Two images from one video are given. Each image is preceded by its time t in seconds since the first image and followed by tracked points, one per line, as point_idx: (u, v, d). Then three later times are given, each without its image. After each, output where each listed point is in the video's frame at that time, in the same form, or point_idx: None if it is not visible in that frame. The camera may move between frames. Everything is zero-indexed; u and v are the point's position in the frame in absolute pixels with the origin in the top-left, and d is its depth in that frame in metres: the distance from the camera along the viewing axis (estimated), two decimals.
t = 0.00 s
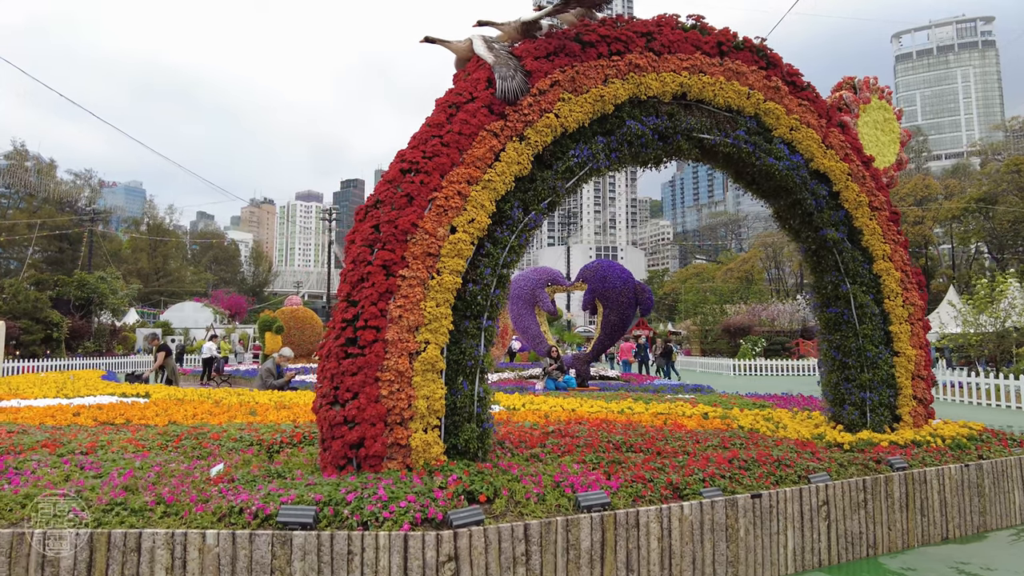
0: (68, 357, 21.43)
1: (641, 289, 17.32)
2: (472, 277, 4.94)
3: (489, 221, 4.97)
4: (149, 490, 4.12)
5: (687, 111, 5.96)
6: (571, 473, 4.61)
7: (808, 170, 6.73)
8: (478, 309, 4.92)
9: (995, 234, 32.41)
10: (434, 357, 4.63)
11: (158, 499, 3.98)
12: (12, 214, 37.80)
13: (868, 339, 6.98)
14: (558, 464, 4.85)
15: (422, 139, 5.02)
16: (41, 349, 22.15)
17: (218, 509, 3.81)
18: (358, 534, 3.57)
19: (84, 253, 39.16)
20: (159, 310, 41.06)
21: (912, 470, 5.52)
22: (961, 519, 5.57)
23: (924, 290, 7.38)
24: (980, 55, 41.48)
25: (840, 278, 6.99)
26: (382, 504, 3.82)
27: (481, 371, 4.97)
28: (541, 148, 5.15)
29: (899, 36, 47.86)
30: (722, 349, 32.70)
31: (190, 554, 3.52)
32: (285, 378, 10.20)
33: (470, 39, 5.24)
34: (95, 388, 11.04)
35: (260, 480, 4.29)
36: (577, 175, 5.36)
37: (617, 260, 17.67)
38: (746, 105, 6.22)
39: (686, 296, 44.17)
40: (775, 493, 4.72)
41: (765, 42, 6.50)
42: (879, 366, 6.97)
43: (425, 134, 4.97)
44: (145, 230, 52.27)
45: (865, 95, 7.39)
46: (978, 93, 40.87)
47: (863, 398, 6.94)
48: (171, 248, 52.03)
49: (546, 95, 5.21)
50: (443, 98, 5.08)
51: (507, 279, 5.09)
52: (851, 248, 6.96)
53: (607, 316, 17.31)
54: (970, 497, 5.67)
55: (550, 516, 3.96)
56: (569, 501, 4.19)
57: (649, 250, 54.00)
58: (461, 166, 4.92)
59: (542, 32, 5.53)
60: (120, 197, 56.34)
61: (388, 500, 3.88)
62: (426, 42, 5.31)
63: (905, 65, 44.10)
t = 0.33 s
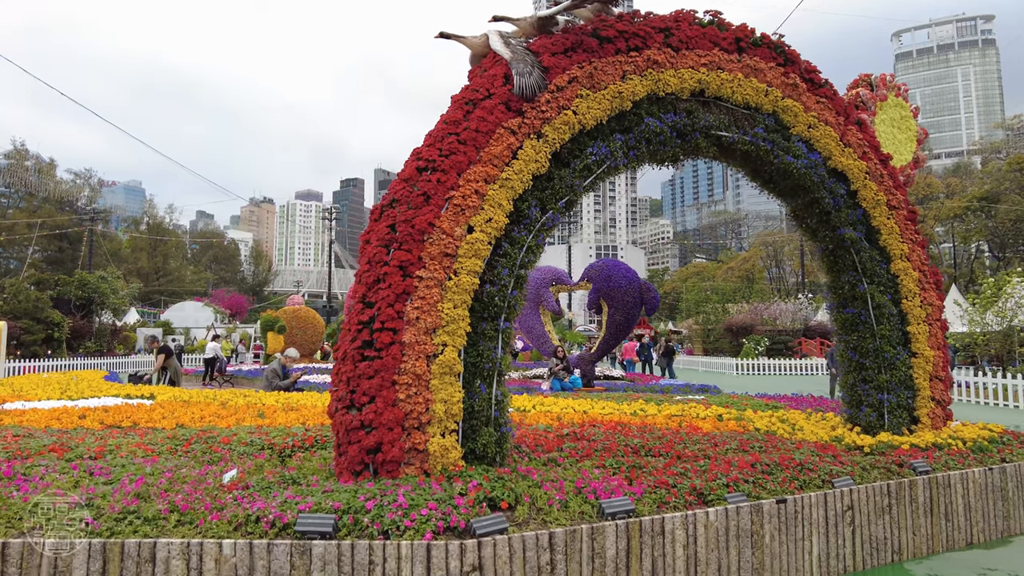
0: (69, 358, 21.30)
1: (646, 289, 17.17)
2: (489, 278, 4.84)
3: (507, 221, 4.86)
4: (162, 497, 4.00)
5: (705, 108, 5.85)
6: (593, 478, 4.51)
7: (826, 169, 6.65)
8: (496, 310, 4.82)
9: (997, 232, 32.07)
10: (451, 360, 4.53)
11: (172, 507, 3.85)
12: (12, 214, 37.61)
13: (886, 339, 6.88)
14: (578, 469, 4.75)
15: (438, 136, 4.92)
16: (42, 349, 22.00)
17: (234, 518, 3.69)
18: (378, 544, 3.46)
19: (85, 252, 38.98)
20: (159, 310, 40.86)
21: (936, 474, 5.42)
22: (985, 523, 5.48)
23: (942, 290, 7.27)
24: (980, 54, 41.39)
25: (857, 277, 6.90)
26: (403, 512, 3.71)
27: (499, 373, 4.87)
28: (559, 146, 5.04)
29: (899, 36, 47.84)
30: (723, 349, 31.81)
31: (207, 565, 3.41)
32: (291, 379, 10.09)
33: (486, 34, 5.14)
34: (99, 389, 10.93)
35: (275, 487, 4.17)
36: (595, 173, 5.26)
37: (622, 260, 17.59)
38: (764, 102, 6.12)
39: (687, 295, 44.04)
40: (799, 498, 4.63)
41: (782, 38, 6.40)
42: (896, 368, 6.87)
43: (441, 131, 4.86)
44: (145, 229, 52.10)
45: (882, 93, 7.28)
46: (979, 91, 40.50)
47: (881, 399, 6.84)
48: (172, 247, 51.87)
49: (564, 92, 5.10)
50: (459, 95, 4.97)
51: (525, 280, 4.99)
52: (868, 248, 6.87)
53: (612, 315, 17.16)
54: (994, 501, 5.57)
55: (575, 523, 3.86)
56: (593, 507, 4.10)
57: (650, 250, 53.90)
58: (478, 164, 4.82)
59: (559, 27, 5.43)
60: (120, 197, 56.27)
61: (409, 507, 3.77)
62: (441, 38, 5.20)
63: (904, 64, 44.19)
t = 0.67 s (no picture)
0: (71, 358, 21.21)
1: (652, 288, 17.04)
2: (508, 279, 4.75)
3: (525, 221, 4.78)
4: (177, 504, 3.90)
5: (723, 106, 5.78)
6: (614, 483, 4.43)
7: (843, 168, 6.57)
8: (514, 311, 4.73)
9: (998, 231, 31.89)
10: (470, 362, 4.45)
11: (187, 514, 3.76)
12: (12, 214, 37.44)
13: (904, 340, 6.80)
14: (598, 473, 4.67)
15: (455, 134, 4.83)
16: (44, 349, 21.89)
17: (252, 525, 3.60)
18: (401, 552, 3.37)
19: (86, 251, 38.82)
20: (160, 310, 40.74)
21: (959, 477, 5.34)
22: (1009, 527, 5.39)
23: (959, 290, 7.19)
24: (980, 53, 41.26)
25: (874, 278, 6.82)
26: (425, 519, 3.63)
27: (517, 375, 4.78)
28: (577, 144, 4.95)
29: (899, 35, 47.68)
30: (726, 348, 31.85)
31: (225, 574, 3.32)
32: (297, 380, 10.03)
33: (503, 31, 5.06)
34: (103, 390, 10.86)
35: (292, 493, 4.08)
36: (613, 172, 5.18)
37: (627, 259, 17.47)
38: (782, 100, 6.04)
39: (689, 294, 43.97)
40: (824, 503, 4.55)
41: (800, 35, 6.31)
42: (914, 369, 6.79)
43: (458, 129, 4.77)
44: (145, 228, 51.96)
45: (898, 91, 7.18)
46: (979, 91, 40.04)
47: (898, 401, 6.76)
48: (173, 247, 51.71)
49: (582, 89, 5.01)
50: (476, 92, 4.89)
51: (543, 281, 4.90)
52: (886, 248, 6.79)
53: (618, 315, 17.02)
54: (1018, 504, 5.49)
55: (600, 530, 3.78)
56: (616, 512, 4.02)
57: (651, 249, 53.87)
58: (496, 163, 4.73)
59: (576, 24, 5.35)
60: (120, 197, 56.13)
61: (430, 514, 3.68)
62: (457, 35, 5.12)
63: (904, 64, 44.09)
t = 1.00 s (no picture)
0: (72, 358, 21.15)
1: (657, 288, 16.97)
2: (526, 277, 4.68)
3: (543, 218, 4.71)
4: (194, 506, 3.82)
5: (739, 103, 5.72)
6: (637, 484, 4.38)
7: (859, 165, 6.50)
8: (533, 310, 4.66)
9: (1000, 231, 31.70)
10: (489, 361, 4.38)
11: (205, 516, 3.67)
12: (12, 214, 37.25)
13: (920, 339, 6.73)
14: (619, 474, 4.60)
15: (473, 130, 4.77)
16: (45, 350, 21.80)
17: (271, 528, 3.52)
18: (425, 555, 3.30)
19: (86, 251, 38.67)
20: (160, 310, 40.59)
21: (982, 478, 5.28)
22: None
23: (975, 289, 7.12)
24: (980, 53, 41.16)
25: (890, 276, 6.75)
26: (448, 521, 3.55)
27: (535, 375, 4.71)
28: (596, 140, 4.88)
29: (899, 36, 47.56)
30: (729, 348, 31.71)
31: None
32: (304, 380, 9.91)
33: (520, 26, 4.99)
34: (108, 390, 10.79)
35: (310, 494, 4.00)
36: (631, 168, 5.10)
37: (632, 259, 17.39)
38: (799, 97, 5.98)
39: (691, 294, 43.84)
40: (848, 503, 4.49)
41: (817, 32, 6.25)
42: (930, 368, 6.71)
43: (476, 125, 4.70)
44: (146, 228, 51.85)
45: (914, 88, 7.11)
46: (979, 92, 39.87)
47: (914, 401, 6.69)
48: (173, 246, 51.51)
49: (600, 85, 4.95)
50: (494, 88, 4.82)
51: (561, 279, 4.83)
52: (902, 246, 6.73)
53: (622, 315, 16.92)
54: None
55: (625, 532, 3.73)
56: (641, 514, 3.97)
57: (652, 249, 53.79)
58: (514, 159, 4.66)
59: (592, 20, 5.29)
60: (120, 197, 56.05)
61: (454, 516, 3.61)
62: (472, 30, 5.05)
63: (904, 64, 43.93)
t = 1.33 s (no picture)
0: (74, 358, 21.10)
1: (662, 288, 16.89)
2: (546, 275, 4.63)
3: (564, 216, 4.66)
4: (214, 508, 3.76)
5: (757, 100, 5.68)
6: (660, 485, 4.33)
7: (876, 164, 6.46)
8: (553, 309, 4.61)
9: (1002, 232, 31.62)
10: (510, 360, 4.33)
11: (226, 518, 3.62)
12: (13, 215, 37.16)
13: (937, 339, 6.67)
14: (641, 475, 4.56)
15: (493, 127, 4.72)
16: (48, 350, 21.74)
17: (295, 530, 3.47)
18: (453, 557, 3.25)
19: (87, 251, 38.57)
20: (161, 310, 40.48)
21: (1004, 479, 5.23)
22: None
23: (991, 289, 7.07)
24: (980, 53, 41.11)
25: (907, 275, 6.70)
26: (474, 523, 3.50)
27: (556, 374, 4.65)
28: (615, 138, 4.84)
29: (899, 36, 47.56)
30: (731, 349, 31.61)
31: None
32: (312, 380, 9.88)
33: (539, 22, 4.95)
34: (113, 390, 10.75)
35: (331, 496, 3.95)
36: (650, 166, 5.06)
37: (637, 259, 17.34)
38: (816, 95, 5.94)
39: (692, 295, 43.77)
40: (872, 504, 4.44)
41: (834, 29, 6.21)
42: (947, 368, 6.65)
43: (496, 122, 4.66)
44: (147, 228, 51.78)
45: (929, 86, 7.07)
46: (979, 92, 39.82)
47: (931, 401, 6.64)
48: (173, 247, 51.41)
49: (620, 81, 4.91)
50: (514, 84, 4.77)
51: (582, 278, 4.77)
52: (919, 245, 6.68)
53: (628, 315, 16.82)
54: None
55: (652, 534, 3.68)
56: (666, 516, 3.93)
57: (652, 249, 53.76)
58: (535, 157, 4.62)
59: (610, 17, 5.25)
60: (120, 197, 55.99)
61: (479, 517, 3.56)
62: (491, 26, 5.01)
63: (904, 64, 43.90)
